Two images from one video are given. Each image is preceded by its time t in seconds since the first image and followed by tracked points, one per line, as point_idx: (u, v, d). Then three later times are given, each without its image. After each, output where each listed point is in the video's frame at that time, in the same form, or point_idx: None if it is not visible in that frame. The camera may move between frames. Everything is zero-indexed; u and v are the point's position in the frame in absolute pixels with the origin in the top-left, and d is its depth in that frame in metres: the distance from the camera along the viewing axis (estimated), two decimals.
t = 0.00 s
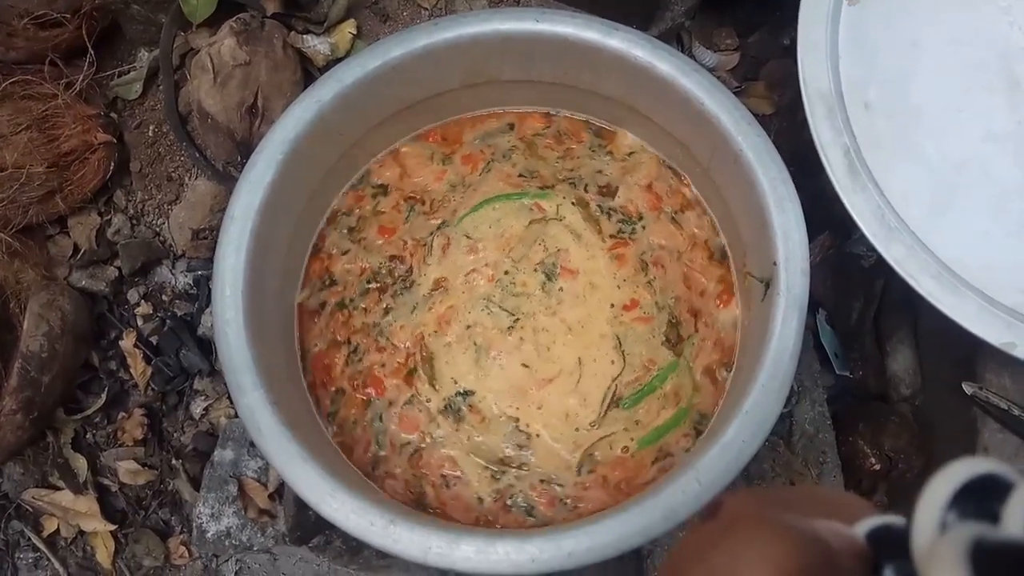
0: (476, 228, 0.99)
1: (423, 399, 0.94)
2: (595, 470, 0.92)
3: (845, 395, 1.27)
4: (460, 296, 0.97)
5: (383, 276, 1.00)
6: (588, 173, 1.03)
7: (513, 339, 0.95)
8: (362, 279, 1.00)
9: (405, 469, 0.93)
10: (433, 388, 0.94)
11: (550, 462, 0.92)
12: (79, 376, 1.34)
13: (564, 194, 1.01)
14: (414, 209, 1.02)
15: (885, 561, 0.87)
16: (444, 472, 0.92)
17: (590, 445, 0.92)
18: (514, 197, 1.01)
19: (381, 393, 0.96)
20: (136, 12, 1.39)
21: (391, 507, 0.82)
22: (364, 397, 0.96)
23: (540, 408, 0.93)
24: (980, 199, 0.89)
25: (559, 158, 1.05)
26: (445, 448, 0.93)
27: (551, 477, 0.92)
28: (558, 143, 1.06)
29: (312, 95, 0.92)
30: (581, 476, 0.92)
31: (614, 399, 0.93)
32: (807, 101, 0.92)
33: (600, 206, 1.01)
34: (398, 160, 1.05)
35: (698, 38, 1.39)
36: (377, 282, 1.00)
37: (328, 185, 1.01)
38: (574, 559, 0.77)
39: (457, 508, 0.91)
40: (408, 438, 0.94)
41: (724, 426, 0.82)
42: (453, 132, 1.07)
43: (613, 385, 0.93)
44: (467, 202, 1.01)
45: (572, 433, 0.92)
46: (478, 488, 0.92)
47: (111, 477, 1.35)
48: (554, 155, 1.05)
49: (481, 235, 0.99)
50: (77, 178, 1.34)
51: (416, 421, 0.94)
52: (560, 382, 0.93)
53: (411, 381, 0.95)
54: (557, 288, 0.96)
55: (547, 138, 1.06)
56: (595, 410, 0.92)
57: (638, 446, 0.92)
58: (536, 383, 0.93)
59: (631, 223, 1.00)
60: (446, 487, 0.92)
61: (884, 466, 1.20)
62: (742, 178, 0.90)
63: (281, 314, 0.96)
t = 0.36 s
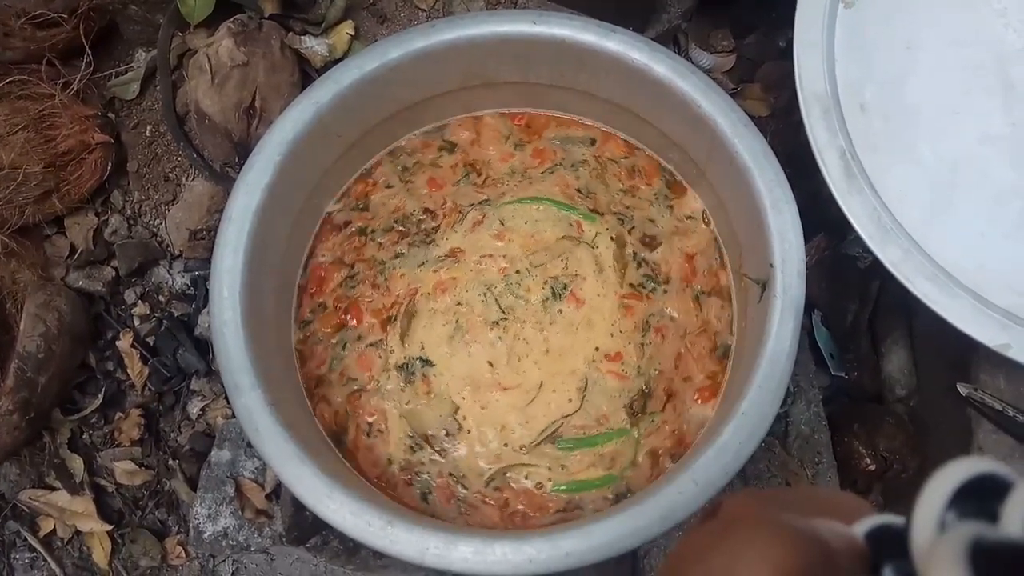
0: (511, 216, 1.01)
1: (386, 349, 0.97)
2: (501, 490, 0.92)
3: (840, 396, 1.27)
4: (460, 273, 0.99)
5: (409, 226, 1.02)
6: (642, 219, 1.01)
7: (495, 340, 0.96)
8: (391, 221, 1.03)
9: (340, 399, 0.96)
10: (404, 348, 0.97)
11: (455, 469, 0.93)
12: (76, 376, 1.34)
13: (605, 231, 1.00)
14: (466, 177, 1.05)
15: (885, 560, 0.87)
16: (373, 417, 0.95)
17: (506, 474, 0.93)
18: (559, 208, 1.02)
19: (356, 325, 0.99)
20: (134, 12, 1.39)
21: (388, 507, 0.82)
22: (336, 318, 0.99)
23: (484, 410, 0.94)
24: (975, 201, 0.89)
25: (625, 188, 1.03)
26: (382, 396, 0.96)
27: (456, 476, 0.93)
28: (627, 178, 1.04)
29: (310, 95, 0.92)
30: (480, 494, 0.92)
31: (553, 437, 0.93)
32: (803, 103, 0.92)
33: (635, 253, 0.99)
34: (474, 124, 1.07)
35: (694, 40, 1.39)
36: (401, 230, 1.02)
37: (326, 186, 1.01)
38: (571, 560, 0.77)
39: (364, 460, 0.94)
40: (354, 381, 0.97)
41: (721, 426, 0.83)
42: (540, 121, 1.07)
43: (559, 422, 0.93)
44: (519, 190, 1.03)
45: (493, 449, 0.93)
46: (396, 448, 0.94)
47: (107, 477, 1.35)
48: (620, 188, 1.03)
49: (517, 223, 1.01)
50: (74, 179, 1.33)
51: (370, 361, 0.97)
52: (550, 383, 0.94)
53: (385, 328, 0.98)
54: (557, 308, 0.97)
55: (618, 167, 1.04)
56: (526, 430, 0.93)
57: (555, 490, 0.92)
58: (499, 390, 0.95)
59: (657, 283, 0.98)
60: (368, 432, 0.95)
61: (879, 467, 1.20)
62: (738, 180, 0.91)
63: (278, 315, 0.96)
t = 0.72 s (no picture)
0: (562, 222, 0.98)
1: (385, 288, 0.97)
2: (416, 464, 0.93)
3: (841, 395, 1.27)
4: (479, 254, 0.97)
5: (458, 187, 1.02)
6: (675, 282, 0.97)
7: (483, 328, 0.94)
8: (445, 174, 1.03)
9: (325, 311, 0.99)
10: (400, 297, 0.96)
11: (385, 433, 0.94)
12: (75, 372, 1.34)
13: (637, 279, 0.96)
14: (532, 167, 1.03)
15: (886, 560, 0.86)
16: (348, 342, 0.97)
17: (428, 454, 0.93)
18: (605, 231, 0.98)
19: (368, 254, 1.00)
20: (134, 6, 1.39)
21: (391, 506, 0.82)
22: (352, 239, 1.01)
23: (439, 382, 0.93)
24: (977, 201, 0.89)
25: (674, 245, 0.99)
26: (359, 322, 0.97)
27: (384, 433, 0.94)
28: (679, 242, 0.99)
29: (312, 92, 0.91)
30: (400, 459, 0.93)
31: (490, 439, 0.92)
32: (806, 103, 0.92)
33: (652, 308, 0.95)
34: (570, 126, 1.06)
35: (696, 38, 1.39)
36: (447, 188, 1.02)
37: (327, 183, 1.01)
38: (574, 559, 0.77)
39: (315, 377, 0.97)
40: (347, 309, 0.98)
41: (725, 426, 0.83)
42: (626, 146, 1.05)
43: (502, 429, 0.92)
44: (575, 199, 1.00)
45: (426, 424, 0.93)
46: (352, 382, 0.95)
47: (106, 474, 1.35)
48: (668, 244, 0.99)
49: (566, 230, 0.97)
50: (73, 174, 1.33)
51: (361, 288, 0.98)
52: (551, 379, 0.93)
53: (392, 268, 0.98)
54: (552, 326, 0.94)
55: (675, 224, 1.00)
56: (463, 412, 0.92)
57: (463, 488, 0.91)
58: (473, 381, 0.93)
59: (656, 346, 0.94)
60: (335, 352, 0.97)
61: (880, 466, 1.20)
62: (742, 179, 0.91)
63: (280, 312, 0.95)
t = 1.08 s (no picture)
0: (598, 251, 0.97)
1: (410, 236, 0.99)
2: (360, 405, 0.95)
3: (843, 392, 1.28)
4: (505, 245, 0.98)
5: (517, 173, 1.03)
6: (674, 351, 0.95)
7: (479, 315, 0.96)
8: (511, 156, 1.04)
9: (347, 229, 1.01)
10: (421, 254, 0.98)
11: (347, 368, 0.96)
12: (78, 373, 1.34)
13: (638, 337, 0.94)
14: (595, 181, 1.02)
15: (886, 560, 0.86)
16: (358, 270, 0.99)
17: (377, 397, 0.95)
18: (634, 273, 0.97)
19: (404, 200, 1.02)
20: (134, 7, 1.39)
21: (394, 506, 0.82)
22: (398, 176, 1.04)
23: (413, 346, 0.96)
24: (979, 199, 0.89)
25: (690, 315, 0.97)
26: (374, 252, 0.99)
27: (346, 365, 0.96)
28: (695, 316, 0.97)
29: (313, 92, 0.91)
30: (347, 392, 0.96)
31: (434, 416, 0.93)
32: (807, 102, 0.93)
33: (639, 365, 0.94)
34: (644, 161, 1.04)
35: (697, 37, 1.40)
36: (503, 171, 1.03)
37: (329, 183, 1.01)
38: (578, 558, 0.77)
39: (314, 287, 1.00)
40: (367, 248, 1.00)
41: (727, 425, 0.83)
42: (691, 200, 1.02)
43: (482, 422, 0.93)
44: (617, 228, 0.99)
45: (384, 374, 0.95)
46: (341, 309, 0.98)
47: (110, 474, 1.35)
48: (682, 314, 0.97)
49: (600, 257, 0.97)
50: (75, 175, 1.33)
51: (385, 223, 1.01)
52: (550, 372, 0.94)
53: (421, 225, 1.00)
54: (539, 341, 0.95)
55: (702, 296, 0.97)
56: (423, 372, 0.95)
57: (390, 449, 0.93)
58: (451, 359, 0.95)
59: (627, 403, 0.93)
60: (340, 271, 0.99)
61: (882, 464, 1.20)
62: (743, 178, 0.91)
63: (282, 313, 0.95)
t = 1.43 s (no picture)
0: (610, 283, 0.99)
1: (444, 198, 1.03)
2: (334, 337, 0.98)
3: (841, 391, 1.28)
4: (529, 245, 1.01)
5: (569, 178, 1.03)
6: (643, 404, 0.95)
7: (473, 301, 0.98)
8: (573, 160, 1.05)
9: (390, 170, 1.05)
10: (449, 220, 1.02)
11: (334, 303, 0.99)
12: (76, 371, 1.34)
13: (617, 376, 0.95)
14: (637, 211, 1.02)
15: (885, 560, 0.85)
16: (380, 218, 1.02)
17: (352, 335, 0.98)
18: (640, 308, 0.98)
19: (453, 165, 1.04)
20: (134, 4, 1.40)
21: (393, 502, 0.82)
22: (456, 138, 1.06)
23: (404, 302, 0.99)
24: (977, 197, 0.90)
25: (674, 373, 0.96)
26: (406, 205, 1.02)
27: (336, 299, 0.99)
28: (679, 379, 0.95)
29: (312, 90, 0.91)
30: (326, 322, 0.99)
31: (395, 374, 0.96)
32: (806, 99, 0.93)
33: (604, 403, 0.95)
34: (694, 212, 1.02)
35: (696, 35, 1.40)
36: (550, 167, 1.04)
37: (328, 181, 1.01)
38: (576, 554, 0.78)
39: (334, 218, 1.03)
40: (400, 205, 1.03)
41: (725, 422, 0.83)
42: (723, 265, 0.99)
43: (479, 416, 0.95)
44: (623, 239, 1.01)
45: (368, 318, 0.98)
46: (352, 247, 1.01)
47: (108, 472, 1.35)
48: (665, 372, 0.96)
49: (610, 288, 0.98)
50: (73, 172, 1.33)
51: (425, 178, 1.04)
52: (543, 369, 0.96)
53: (459, 196, 1.03)
54: (518, 346, 0.97)
55: (693, 361, 0.96)
56: (402, 330, 0.98)
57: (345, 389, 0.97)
58: (437, 330, 0.97)
59: (580, 437, 0.94)
60: (370, 212, 1.02)
61: (880, 462, 1.21)
62: (742, 176, 0.91)
63: (281, 311, 0.95)
